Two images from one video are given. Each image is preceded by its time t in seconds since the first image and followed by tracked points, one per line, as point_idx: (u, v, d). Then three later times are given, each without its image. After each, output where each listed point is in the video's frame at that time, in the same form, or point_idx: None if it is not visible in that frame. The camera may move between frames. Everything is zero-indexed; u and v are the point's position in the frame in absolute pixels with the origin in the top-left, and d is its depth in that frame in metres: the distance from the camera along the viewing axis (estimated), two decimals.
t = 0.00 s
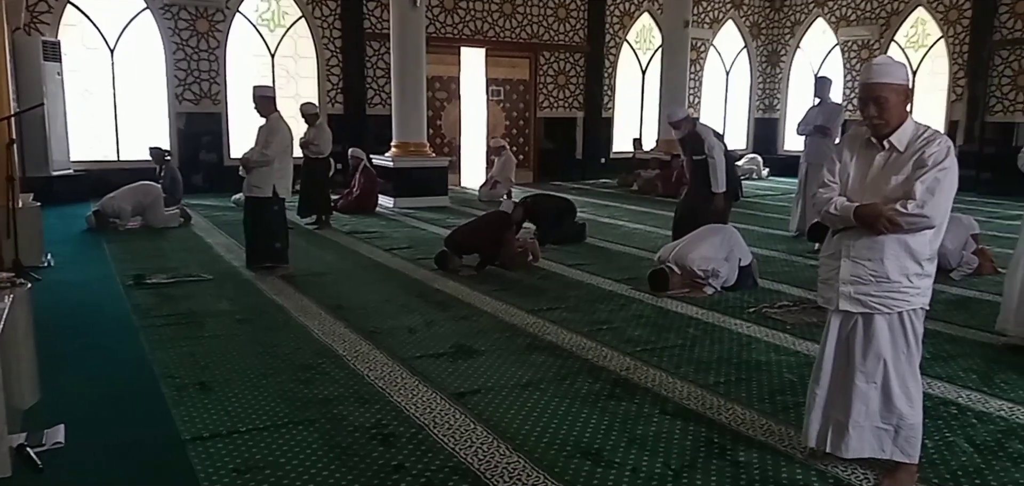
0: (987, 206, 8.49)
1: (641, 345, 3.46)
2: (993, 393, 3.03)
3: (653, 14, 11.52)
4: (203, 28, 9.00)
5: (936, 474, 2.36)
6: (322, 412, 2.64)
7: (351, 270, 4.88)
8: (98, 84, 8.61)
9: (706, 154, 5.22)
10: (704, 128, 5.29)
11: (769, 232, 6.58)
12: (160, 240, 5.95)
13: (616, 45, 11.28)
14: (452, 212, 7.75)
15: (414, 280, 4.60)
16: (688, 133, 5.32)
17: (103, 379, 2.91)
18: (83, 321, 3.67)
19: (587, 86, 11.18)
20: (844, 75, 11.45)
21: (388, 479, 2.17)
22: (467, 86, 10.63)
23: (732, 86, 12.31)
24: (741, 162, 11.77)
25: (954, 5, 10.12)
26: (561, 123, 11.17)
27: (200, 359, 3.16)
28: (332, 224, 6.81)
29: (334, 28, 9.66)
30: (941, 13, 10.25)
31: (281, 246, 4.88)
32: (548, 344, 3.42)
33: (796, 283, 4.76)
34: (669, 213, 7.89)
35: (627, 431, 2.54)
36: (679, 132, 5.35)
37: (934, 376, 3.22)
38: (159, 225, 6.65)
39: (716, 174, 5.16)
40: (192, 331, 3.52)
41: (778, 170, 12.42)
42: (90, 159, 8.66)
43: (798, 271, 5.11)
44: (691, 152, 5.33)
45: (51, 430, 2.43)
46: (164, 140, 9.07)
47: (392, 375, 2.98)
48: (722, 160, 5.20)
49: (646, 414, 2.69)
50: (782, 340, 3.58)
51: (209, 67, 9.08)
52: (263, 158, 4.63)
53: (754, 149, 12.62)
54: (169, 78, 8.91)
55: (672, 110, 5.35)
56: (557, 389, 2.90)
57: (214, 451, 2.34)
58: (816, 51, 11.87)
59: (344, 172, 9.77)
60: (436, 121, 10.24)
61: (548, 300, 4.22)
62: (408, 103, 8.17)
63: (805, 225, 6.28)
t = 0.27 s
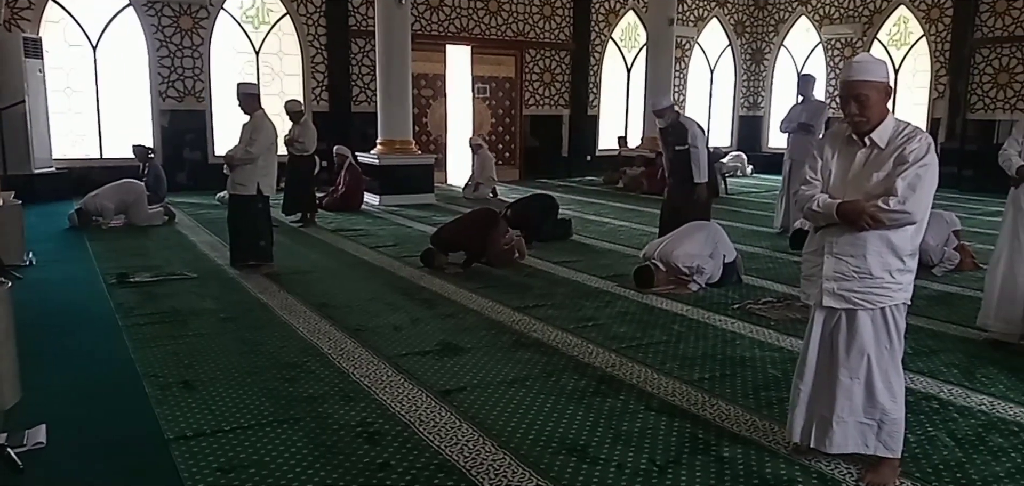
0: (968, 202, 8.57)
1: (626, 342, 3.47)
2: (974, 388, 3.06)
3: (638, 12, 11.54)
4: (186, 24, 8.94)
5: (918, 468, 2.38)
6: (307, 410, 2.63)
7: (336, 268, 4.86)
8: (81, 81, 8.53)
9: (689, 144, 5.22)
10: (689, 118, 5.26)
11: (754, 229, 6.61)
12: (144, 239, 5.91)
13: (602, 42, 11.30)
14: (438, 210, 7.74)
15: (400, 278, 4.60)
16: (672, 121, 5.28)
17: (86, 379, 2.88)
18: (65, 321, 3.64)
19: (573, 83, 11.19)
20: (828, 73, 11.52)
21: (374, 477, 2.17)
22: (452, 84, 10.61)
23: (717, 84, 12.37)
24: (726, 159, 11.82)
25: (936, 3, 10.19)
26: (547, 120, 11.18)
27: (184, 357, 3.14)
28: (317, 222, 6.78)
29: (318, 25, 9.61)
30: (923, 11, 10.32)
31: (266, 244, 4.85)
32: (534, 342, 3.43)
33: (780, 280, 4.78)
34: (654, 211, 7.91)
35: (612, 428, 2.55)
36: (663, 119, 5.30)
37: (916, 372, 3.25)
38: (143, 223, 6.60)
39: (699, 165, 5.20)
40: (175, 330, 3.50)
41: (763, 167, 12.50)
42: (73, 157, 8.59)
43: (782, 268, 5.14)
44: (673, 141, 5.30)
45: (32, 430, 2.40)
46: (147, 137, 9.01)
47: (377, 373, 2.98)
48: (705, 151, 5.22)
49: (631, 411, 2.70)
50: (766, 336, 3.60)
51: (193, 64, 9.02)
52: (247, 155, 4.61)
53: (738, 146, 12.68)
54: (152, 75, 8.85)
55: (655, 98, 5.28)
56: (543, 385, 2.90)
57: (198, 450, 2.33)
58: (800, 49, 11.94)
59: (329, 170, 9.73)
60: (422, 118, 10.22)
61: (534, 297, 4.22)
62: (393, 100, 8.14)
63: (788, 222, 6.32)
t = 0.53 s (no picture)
0: (954, 204, 8.63)
1: (615, 344, 3.48)
2: (959, 388, 3.08)
3: (626, 15, 11.57)
4: (173, 27, 8.90)
5: (904, 469, 2.40)
6: (295, 415, 2.62)
7: (324, 272, 4.85)
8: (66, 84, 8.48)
9: (673, 142, 5.28)
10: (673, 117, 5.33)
11: (741, 231, 6.63)
12: (130, 243, 5.87)
13: (590, 46, 11.33)
14: (427, 213, 7.73)
15: (388, 282, 4.59)
16: (656, 120, 5.35)
17: (71, 384, 2.86)
18: (50, 326, 3.61)
19: (561, 86, 11.21)
20: (815, 76, 11.58)
21: (362, 482, 2.16)
22: (441, 87, 10.61)
23: (705, 87, 12.42)
24: (714, 162, 11.86)
25: (921, 6, 10.26)
26: (535, 123, 11.18)
27: (171, 362, 3.12)
28: (305, 225, 6.76)
29: (306, 28, 9.59)
30: (908, 15, 10.40)
31: (253, 248, 4.83)
32: (522, 345, 3.42)
33: (768, 282, 4.80)
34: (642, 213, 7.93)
35: (601, 430, 2.55)
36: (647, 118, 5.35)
37: (903, 372, 3.27)
38: (129, 227, 6.58)
39: (680, 162, 5.27)
40: (162, 335, 3.48)
41: (750, 170, 12.56)
42: (58, 161, 8.53)
43: (770, 270, 5.16)
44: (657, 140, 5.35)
45: (16, 436, 2.38)
46: (134, 141, 8.96)
47: (365, 378, 2.97)
48: (687, 149, 5.30)
49: (620, 413, 2.70)
50: (753, 338, 3.61)
51: (179, 67, 8.98)
52: (234, 159, 4.60)
53: (726, 149, 12.73)
54: (138, 79, 8.81)
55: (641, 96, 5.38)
56: (531, 389, 2.90)
57: (184, 455, 2.31)
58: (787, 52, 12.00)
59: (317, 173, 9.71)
60: (410, 122, 10.21)
61: (523, 300, 4.22)
62: (381, 104, 8.14)
63: (776, 224, 6.34)
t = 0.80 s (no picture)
0: (930, 202, 8.72)
1: (594, 344, 3.47)
2: (936, 385, 3.10)
3: (606, 14, 11.58)
4: (147, 26, 8.80)
5: (882, 466, 2.40)
6: (272, 418, 2.59)
7: (302, 273, 4.80)
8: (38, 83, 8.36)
9: (650, 139, 5.29)
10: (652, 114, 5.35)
11: (721, 230, 6.65)
12: (104, 245, 5.79)
13: (570, 45, 11.33)
14: (406, 213, 7.70)
15: (367, 283, 4.55)
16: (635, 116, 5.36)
17: (41, 389, 2.81)
18: (20, 329, 3.55)
19: (541, 85, 11.20)
20: (793, 75, 11.66)
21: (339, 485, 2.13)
22: (420, 86, 10.57)
23: (684, 86, 12.47)
24: (693, 161, 11.91)
25: (897, 6, 10.35)
26: (516, 122, 11.17)
27: (145, 366, 3.07)
28: (283, 226, 6.70)
29: (283, 27, 9.51)
30: (885, 14, 10.49)
31: (229, 249, 4.78)
32: (502, 345, 3.41)
33: (747, 280, 4.81)
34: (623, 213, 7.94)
35: (581, 430, 2.54)
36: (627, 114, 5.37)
37: (880, 370, 3.28)
38: (103, 229, 6.49)
39: (655, 159, 5.27)
40: (135, 338, 3.43)
41: (730, 168, 12.62)
42: (30, 161, 8.41)
43: (749, 269, 5.18)
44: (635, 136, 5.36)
45: None
46: (108, 141, 8.85)
47: (343, 380, 2.94)
48: (664, 146, 5.31)
49: (600, 413, 2.69)
50: (732, 336, 3.62)
51: (154, 66, 8.88)
52: (209, 159, 4.54)
53: (705, 148, 12.78)
54: (112, 78, 8.70)
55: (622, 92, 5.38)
56: (511, 389, 2.89)
57: (158, 459, 2.28)
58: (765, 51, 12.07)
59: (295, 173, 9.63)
60: (390, 121, 10.16)
61: (502, 300, 4.20)
62: (360, 103, 8.08)
63: (755, 223, 6.36)
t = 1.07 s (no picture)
0: (909, 204, 8.82)
1: (578, 346, 3.48)
2: (915, 385, 3.14)
3: (589, 19, 11.63)
4: (129, 29, 8.74)
5: (861, 465, 2.43)
6: (255, 422, 2.59)
7: (286, 276, 4.79)
8: (19, 87, 8.29)
9: (633, 140, 5.36)
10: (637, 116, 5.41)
11: (703, 233, 6.70)
12: (85, 249, 5.75)
13: (553, 49, 11.37)
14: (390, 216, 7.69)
15: (351, 286, 4.55)
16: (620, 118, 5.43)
17: (22, 394, 2.79)
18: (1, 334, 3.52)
19: (525, 88, 11.23)
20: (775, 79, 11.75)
21: None
22: (404, 90, 10.57)
23: (667, 90, 12.54)
24: (676, 164, 11.97)
25: (877, 11, 10.46)
26: (500, 126, 11.19)
27: (128, 370, 3.06)
28: (266, 230, 6.68)
29: (267, 30, 9.48)
30: (865, 19, 10.59)
31: (213, 253, 4.76)
32: (487, 348, 3.42)
33: (730, 282, 4.85)
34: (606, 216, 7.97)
35: (564, 432, 2.56)
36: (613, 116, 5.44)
37: (860, 370, 3.32)
38: (85, 233, 6.42)
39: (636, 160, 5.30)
40: (118, 342, 3.41)
41: (712, 172, 12.71)
42: (10, 166, 8.34)
43: (732, 271, 5.22)
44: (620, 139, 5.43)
45: None
46: (89, 145, 8.79)
47: (327, 383, 2.94)
48: (646, 149, 5.34)
49: (583, 415, 2.71)
50: (714, 338, 3.65)
51: (136, 69, 8.83)
52: (192, 163, 4.53)
53: (688, 151, 12.86)
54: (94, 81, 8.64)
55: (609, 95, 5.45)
56: (495, 392, 2.90)
57: (141, 465, 2.27)
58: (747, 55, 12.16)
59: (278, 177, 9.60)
60: (373, 125, 10.15)
61: (487, 303, 4.22)
62: (344, 107, 8.07)
63: (738, 226, 6.41)
